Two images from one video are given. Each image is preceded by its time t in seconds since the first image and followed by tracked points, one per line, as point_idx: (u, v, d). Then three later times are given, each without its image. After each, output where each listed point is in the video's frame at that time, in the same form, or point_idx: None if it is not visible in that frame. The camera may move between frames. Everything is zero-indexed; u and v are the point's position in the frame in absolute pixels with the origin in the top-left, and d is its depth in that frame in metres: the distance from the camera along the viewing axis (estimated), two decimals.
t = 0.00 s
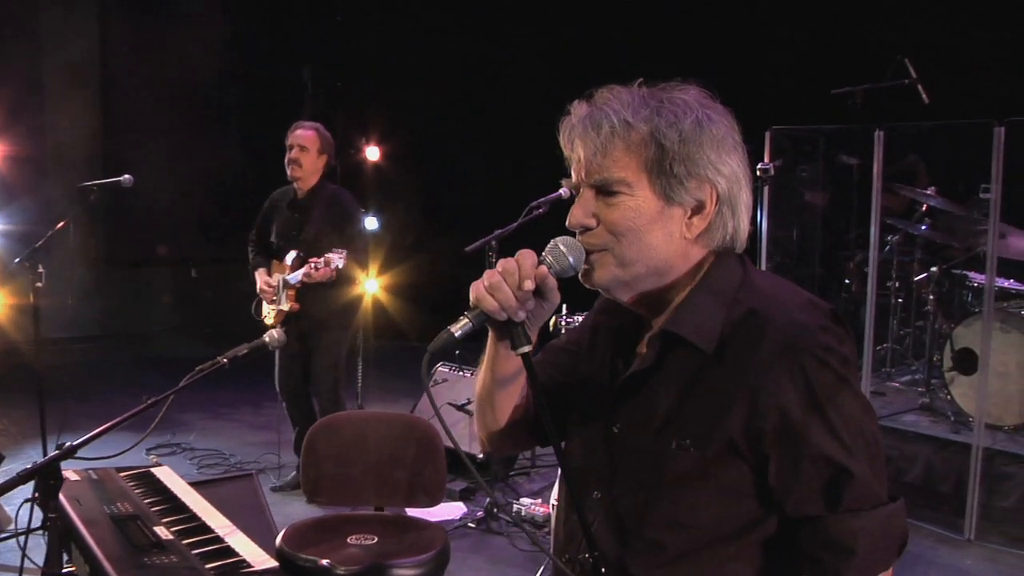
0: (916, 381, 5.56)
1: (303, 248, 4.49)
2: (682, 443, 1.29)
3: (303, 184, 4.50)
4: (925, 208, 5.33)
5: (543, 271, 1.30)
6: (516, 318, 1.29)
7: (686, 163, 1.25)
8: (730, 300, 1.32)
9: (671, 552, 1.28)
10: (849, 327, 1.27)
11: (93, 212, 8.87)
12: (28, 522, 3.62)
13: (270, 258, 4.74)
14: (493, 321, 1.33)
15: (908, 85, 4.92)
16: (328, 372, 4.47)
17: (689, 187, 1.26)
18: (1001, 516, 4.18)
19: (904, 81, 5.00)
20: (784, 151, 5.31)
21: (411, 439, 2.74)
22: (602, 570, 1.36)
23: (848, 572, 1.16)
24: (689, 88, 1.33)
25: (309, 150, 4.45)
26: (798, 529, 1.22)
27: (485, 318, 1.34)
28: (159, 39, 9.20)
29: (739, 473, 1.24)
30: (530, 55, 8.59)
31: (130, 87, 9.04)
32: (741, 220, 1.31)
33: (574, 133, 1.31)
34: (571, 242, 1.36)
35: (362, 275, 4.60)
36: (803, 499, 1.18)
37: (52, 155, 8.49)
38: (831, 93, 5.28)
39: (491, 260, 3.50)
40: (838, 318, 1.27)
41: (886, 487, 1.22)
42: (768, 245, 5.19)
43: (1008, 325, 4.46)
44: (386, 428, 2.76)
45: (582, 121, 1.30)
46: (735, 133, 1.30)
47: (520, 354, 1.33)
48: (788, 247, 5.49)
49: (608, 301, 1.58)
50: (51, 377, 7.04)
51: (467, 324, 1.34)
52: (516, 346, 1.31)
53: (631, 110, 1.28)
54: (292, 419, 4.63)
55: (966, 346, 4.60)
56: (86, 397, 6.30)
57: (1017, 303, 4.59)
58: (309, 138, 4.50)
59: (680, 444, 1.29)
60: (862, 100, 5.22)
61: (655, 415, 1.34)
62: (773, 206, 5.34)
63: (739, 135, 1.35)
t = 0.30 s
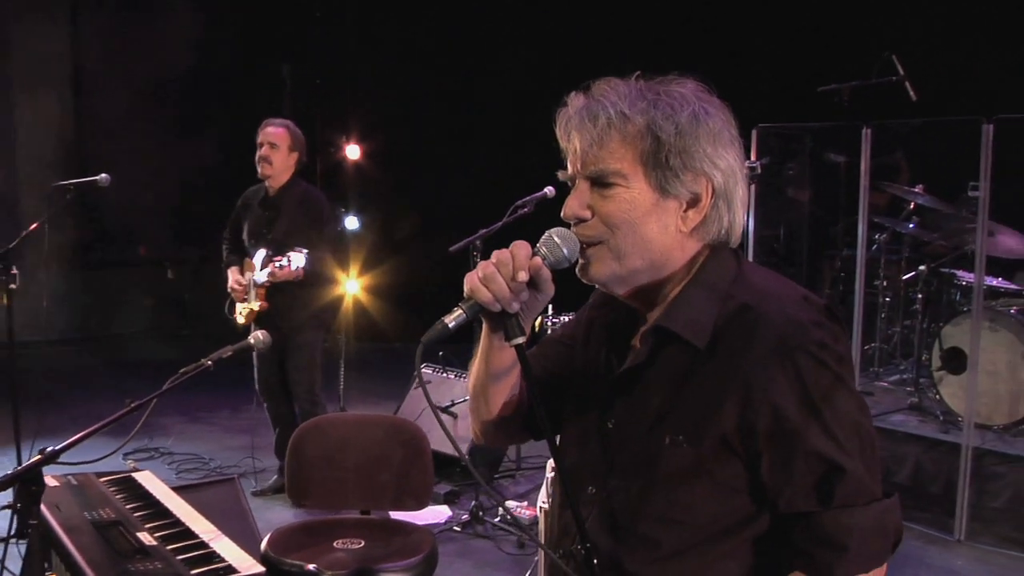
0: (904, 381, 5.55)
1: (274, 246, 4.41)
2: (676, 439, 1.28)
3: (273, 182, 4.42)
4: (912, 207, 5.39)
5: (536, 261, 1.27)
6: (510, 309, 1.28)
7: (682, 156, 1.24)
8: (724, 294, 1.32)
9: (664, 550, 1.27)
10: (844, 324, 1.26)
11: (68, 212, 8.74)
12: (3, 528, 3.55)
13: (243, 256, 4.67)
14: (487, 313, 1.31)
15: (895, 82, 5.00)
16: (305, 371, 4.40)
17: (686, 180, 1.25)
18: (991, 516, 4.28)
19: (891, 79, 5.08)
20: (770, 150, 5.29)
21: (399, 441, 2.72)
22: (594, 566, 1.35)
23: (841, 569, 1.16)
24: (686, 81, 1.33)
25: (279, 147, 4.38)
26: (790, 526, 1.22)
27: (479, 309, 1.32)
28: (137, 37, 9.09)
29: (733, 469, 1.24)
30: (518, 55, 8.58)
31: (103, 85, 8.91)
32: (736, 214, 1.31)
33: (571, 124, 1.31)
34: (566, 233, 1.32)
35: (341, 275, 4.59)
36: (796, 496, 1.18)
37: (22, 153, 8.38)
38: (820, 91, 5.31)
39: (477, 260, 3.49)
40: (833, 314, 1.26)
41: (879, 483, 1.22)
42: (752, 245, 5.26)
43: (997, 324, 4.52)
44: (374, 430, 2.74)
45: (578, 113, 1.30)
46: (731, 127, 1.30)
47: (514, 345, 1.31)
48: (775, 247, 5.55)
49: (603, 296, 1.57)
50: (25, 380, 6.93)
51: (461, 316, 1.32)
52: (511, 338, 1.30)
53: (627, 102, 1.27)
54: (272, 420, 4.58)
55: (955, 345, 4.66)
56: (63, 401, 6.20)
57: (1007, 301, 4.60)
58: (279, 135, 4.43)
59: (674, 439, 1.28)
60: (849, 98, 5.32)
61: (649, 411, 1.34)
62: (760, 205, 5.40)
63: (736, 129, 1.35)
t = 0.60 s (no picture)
0: (893, 379, 5.51)
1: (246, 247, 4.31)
2: (676, 442, 1.28)
3: (244, 183, 4.36)
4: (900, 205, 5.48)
5: (536, 267, 1.26)
6: (510, 314, 1.26)
7: (681, 161, 1.24)
8: (724, 298, 1.31)
9: (662, 552, 1.27)
10: (843, 328, 1.26)
11: (41, 212, 8.61)
12: None
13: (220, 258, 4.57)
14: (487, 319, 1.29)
15: (883, 77, 5.20)
16: (284, 372, 4.35)
17: (684, 185, 1.24)
18: (981, 515, 4.28)
19: (879, 75, 5.25)
20: (756, 148, 5.30)
21: (385, 443, 2.70)
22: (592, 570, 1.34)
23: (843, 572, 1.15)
24: (684, 86, 1.32)
25: (248, 148, 4.30)
26: (791, 529, 1.21)
27: (478, 314, 1.30)
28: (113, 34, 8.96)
29: (732, 473, 1.24)
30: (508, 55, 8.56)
31: (76, 82, 8.76)
32: (736, 219, 1.30)
33: (568, 131, 1.30)
34: (565, 239, 1.36)
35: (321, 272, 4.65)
36: (797, 500, 1.18)
37: None
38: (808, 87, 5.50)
39: (462, 258, 3.46)
40: (833, 318, 1.26)
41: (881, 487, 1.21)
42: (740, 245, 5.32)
43: (986, 323, 4.60)
44: (361, 432, 2.71)
45: (576, 120, 1.29)
46: (729, 132, 1.30)
47: (513, 350, 1.29)
48: (761, 247, 5.62)
49: (605, 301, 1.56)
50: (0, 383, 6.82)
51: (461, 320, 1.29)
52: (511, 343, 1.28)
53: (625, 108, 1.27)
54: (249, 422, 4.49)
55: (945, 344, 4.78)
56: (42, 403, 6.11)
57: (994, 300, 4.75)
58: (249, 136, 4.35)
59: (673, 443, 1.28)
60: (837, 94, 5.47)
61: (648, 414, 1.33)
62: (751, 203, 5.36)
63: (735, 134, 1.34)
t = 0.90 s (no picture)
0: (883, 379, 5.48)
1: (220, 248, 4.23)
2: (676, 438, 1.28)
3: (219, 180, 4.27)
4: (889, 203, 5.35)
5: (542, 259, 1.27)
6: (512, 307, 1.26)
7: (686, 155, 1.24)
8: (726, 295, 1.31)
9: (661, 548, 1.26)
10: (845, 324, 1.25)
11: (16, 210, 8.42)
12: None
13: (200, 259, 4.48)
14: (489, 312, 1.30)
15: (872, 74, 5.13)
16: (262, 374, 4.25)
17: (689, 179, 1.25)
18: (970, 516, 4.28)
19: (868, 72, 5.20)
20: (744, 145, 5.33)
21: (374, 447, 2.69)
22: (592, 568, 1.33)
23: (843, 570, 1.16)
24: (690, 80, 1.33)
25: (222, 145, 4.22)
26: (792, 526, 1.21)
27: (480, 307, 1.30)
28: (90, 28, 8.79)
29: (733, 469, 1.23)
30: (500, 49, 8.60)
31: (51, 77, 8.58)
32: (739, 214, 1.31)
33: (573, 124, 1.30)
34: (570, 231, 1.30)
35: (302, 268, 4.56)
36: (798, 498, 1.17)
37: None
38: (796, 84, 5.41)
39: (446, 258, 3.44)
40: (835, 315, 1.25)
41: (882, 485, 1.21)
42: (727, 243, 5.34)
43: (976, 322, 4.71)
44: (348, 434, 2.70)
45: (582, 112, 1.29)
46: (734, 126, 1.30)
47: (515, 343, 1.29)
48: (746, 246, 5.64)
49: (605, 298, 1.57)
50: None
51: (462, 313, 1.30)
52: (512, 336, 1.28)
53: (631, 101, 1.27)
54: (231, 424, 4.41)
55: (935, 343, 4.88)
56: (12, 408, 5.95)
57: (983, 299, 4.82)
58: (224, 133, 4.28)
59: (674, 438, 1.28)
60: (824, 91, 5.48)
61: (650, 410, 1.33)
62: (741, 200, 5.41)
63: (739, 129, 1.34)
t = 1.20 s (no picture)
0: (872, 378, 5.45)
1: (196, 249, 4.19)
2: (677, 441, 1.27)
3: (197, 182, 4.24)
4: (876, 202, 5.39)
5: (544, 264, 1.25)
6: (516, 312, 1.25)
7: (695, 162, 1.25)
8: (727, 299, 1.32)
9: (660, 549, 1.26)
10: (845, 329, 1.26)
11: None
12: None
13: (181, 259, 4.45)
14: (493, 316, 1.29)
15: (860, 72, 5.13)
16: (242, 378, 4.16)
17: (697, 186, 1.26)
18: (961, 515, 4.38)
19: (856, 70, 5.20)
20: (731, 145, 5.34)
21: (361, 448, 2.70)
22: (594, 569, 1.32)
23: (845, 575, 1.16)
24: (700, 85, 1.34)
25: (199, 146, 4.16)
26: (792, 529, 1.21)
27: (483, 310, 1.30)
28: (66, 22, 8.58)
29: (734, 473, 1.23)
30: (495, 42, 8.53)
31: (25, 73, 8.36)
32: (743, 221, 1.32)
33: (583, 125, 1.30)
34: (574, 236, 1.30)
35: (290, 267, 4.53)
36: (800, 502, 1.18)
37: None
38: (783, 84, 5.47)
39: (433, 259, 3.40)
40: (835, 320, 1.26)
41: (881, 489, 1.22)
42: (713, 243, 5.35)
43: (965, 321, 4.76)
44: (335, 436, 2.71)
45: (592, 113, 1.29)
46: (742, 134, 1.32)
47: (519, 348, 1.32)
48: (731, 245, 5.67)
49: (601, 298, 1.57)
50: None
51: (467, 317, 1.30)
52: (516, 341, 1.30)
53: (642, 105, 1.27)
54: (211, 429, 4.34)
55: (923, 342, 4.88)
56: None
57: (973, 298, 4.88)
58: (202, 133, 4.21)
59: (675, 442, 1.27)
60: (812, 88, 5.50)
61: (652, 411, 1.33)
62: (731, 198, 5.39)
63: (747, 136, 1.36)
